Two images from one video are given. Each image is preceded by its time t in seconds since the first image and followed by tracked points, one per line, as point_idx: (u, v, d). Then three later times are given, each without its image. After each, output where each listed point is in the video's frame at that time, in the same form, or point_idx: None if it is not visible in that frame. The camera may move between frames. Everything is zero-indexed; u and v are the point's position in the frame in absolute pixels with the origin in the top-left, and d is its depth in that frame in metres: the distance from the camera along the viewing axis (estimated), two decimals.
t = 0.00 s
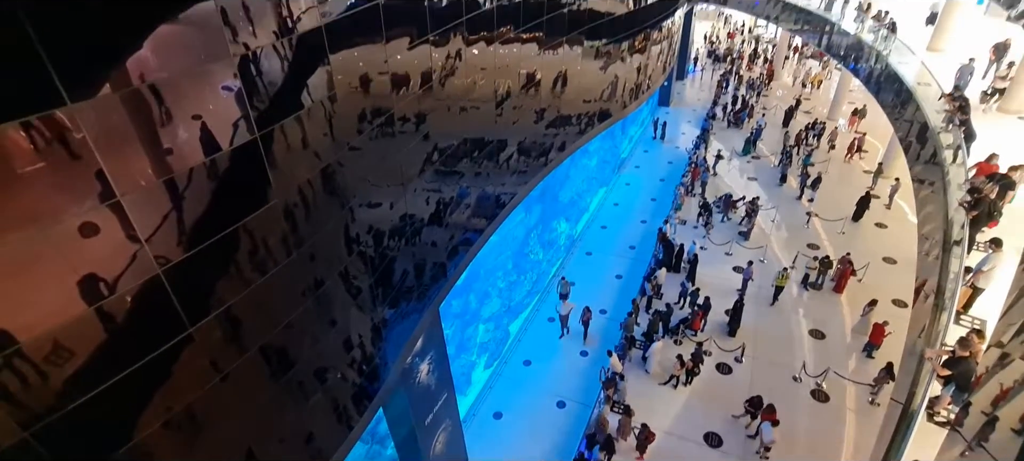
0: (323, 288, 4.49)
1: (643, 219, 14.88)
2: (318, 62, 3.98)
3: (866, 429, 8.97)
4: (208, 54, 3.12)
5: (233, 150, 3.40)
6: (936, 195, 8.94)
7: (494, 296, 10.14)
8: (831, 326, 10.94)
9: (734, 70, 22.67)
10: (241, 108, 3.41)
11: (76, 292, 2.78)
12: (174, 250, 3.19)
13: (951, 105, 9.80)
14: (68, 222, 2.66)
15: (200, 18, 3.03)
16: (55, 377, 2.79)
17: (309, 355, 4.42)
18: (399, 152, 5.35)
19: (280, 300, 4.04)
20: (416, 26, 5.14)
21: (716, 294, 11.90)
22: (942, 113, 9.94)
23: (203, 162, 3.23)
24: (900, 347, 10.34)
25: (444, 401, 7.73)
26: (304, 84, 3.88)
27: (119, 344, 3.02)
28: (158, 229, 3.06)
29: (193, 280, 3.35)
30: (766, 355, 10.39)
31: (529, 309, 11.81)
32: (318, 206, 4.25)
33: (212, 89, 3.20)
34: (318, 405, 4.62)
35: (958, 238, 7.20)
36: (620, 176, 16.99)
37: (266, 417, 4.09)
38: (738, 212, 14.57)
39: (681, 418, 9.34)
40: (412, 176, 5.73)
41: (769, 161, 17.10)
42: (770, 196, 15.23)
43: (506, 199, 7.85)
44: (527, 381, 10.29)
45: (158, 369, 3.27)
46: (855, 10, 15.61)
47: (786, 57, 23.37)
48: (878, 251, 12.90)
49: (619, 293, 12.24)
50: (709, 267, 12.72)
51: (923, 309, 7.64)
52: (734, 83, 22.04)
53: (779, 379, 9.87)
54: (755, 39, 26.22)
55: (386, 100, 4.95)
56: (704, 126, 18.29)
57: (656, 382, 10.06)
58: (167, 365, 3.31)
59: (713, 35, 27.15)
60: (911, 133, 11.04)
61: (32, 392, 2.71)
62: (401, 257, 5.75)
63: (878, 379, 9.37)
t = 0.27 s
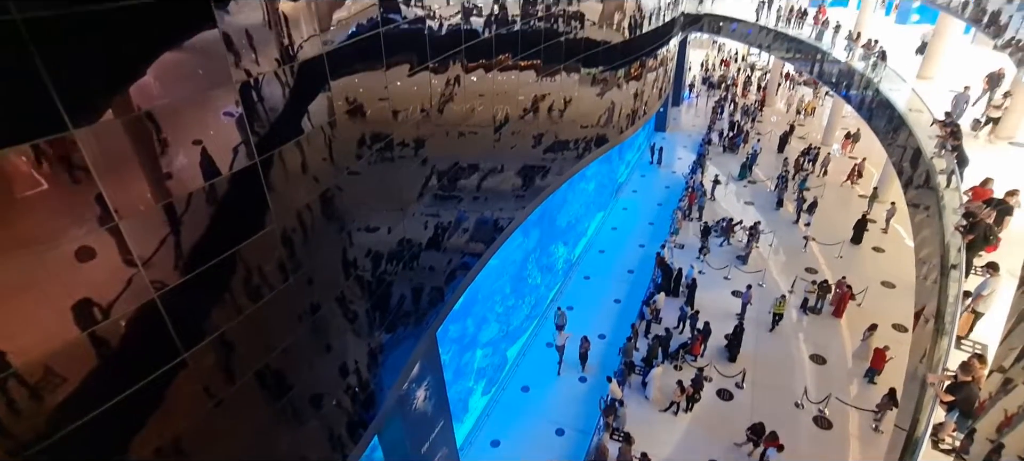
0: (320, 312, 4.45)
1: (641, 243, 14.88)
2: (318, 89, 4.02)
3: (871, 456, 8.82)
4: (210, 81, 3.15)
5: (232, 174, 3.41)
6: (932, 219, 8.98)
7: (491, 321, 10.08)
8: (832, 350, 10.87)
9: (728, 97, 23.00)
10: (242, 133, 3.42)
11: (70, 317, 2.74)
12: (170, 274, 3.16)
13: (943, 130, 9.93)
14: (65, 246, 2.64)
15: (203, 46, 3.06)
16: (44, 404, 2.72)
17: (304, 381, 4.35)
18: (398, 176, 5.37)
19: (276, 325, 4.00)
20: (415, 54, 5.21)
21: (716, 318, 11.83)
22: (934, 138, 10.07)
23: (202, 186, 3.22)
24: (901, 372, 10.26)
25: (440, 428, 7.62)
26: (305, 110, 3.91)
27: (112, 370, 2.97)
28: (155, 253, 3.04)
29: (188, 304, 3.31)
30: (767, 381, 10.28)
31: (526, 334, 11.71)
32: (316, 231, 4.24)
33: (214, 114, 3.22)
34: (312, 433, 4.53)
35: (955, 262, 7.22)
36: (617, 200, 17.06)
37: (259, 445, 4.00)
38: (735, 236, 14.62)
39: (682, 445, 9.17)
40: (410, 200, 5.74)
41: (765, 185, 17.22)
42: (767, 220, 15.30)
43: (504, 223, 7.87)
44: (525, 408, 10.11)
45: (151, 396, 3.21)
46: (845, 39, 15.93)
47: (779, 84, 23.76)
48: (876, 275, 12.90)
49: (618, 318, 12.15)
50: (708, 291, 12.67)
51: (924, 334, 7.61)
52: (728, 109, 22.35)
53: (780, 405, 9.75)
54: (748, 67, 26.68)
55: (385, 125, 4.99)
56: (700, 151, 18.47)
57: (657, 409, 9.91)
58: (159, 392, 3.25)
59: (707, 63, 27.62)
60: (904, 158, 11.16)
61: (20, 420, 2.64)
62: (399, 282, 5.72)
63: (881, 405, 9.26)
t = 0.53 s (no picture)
0: (314, 344, 4.38)
1: (638, 273, 14.85)
2: (318, 121, 4.05)
3: None
4: (212, 113, 3.16)
5: (230, 205, 3.39)
6: (927, 250, 9.03)
7: (487, 353, 9.95)
8: (833, 382, 10.74)
9: (722, 129, 23.36)
10: (240, 164, 3.43)
11: (59, 349, 2.68)
12: (163, 305, 3.11)
13: (934, 162, 10.06)
14: (58, 277, 2.60)
15: (206, 79, 3.09)
16: (28, 440, 2.63)
17: (296, 415, 4.26)
18: (395, 206, 5.37)
19: (269, 357, 3.93)
20: (414, 87, 5.28)
21: (714, 349, 11.72)
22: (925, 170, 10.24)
23: (199, 217, 3.21)
24: (903, 404, 10.12)
25: None
26: (304, 141, 3.93)
27: (99, 404, 2.89)
28: (149, 283, 3.00)
29: (180, 336, 3.25)
30: (768, 414, 10.11)
31: (523, 366, 11.57)
32: (312, 261, 4.21)
33: (213, 146, 3.22)
34: None
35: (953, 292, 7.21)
36: (614, 230, 17.11)
37: None
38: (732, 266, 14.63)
39: None
40: (407, 230, 5.73)
41: (761, 215, 17.33)
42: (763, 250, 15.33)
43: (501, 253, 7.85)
44: (521, 441, 9.82)
45: (139, 432, 3.11)
46: (833, 73, 16.28)
47: (771, 117, 24.19)
48: (874, 306, 12.87)
49: (616, 349, 11.99)
50: (705, 322, 12.60)
51: (925, 365, 7.54)
52: (722, 141, 22.67)
53: (783, 438, 9.57)
54: (740, 100, 27.19)
55: (384, 156, 5.02)
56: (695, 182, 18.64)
57: (657, 443, 9.71)
58: (147, 427, 3.15)
59: (700, 96, 28.14)
60: (897, 190, 11.27)
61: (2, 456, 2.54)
62: (394, 313, 5.65)
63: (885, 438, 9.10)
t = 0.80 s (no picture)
0: (309, 362, 4.34)
1: (635, 289, 14.82)
2: (316, 138, 4.06)
3: None
4: (211, 129, 3.17)
5: (226, 221, 3.38)
6: (923, 265, 9.06)
7: (484, 370, 9.88)
8: (832, 399, 10.67)
9: (717, 145, 23.54)
10: (238, 180, 3.42)
11: (50, 366, 2.64)
12: (157, 322, 3.08)
13: (927, 178, 10.16)
14: (50, 293, 2.57)
15: (206, 96, 3.11)
16: None
17: (289, 434, 4.20)
18: (391, 222, 5.36)
19: (263, 375, 3.88)
20: (412, 104, 5.31)
21: (713, 366, 11.66)
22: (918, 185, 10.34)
23: (195, 233, 3.19)
24: (903, 421, 10.05)
25: None
26: (301, 158, 3.94)
27: (90, 423, 2.84)
28: (144, 299, 2.98)
29: (174, 353, 3.21)
30: (768, 431, 10.02)
31: (520, 383, 11.47)
32: (307, 278, 4.19)
33: (211, 162, 3.22)
34: None
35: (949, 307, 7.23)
36: (611, 246, 17.12)
37: None
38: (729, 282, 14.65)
39: None
40: (404, 246, 5.72)
41: (757, 231, 17.38)
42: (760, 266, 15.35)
43: (497, 270, 7.84)
44: None
45: (130, 451, 3.06)
46: (826, 91, 16.48)
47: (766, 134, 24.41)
48: (872, 321, 12.85)
49: (614, 366, 11.89)
50: (703, 338, 12.55)
51: (924, 381, 7.51)
52: (718, 157, 22.84)
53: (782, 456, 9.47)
54: (735, 117, 27.48)
55: (381, 172, 5.03)
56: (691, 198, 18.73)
57: None
58: (138, 447, 3.10)
59: (695, 113, 28.40)
60: (891, 205, 11.36)
61: None
62: (391, 330, 5.61)
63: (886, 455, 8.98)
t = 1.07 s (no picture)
0: (301, 387, 4.26)
1: (632, 312, 14.77)
2: (313, 162, 4.07)
3: None
4: (208, 153, 3.17)
5: (221, 245, 3.36)
6: (917, 288, 9.08)
7: (479, 396, 9.76)
8: (832, 424, 10.54)
9: (711, 169, 23.77)
10: (234, 204, 3.41)
11: (36, 393, 2.58)
12: (147, 347, 3.03)
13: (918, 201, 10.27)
14: (39, 317, 2.53)
15: (204, 120, 3.12)
16: None
17: None
18: (387, 246, 5.34)
19: (254, 401, 3.81)
20: (409, 128, 5.35)
21: (711, 390, 11.55)
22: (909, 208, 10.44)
23: (189, 257, 3.17)
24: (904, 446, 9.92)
25: None
26: (298, 182, 3.94)
27: (74, 451, 2.77)
28: (135, 324, 2.93)
29: (164, 378, 3.15)
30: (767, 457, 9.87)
31: (516, 409, 11.32)
32: (301, 301, 4.15)
33: (207, 185, 3.21)
34: None
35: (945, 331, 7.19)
36: (607, 269, 17.11)
37: None
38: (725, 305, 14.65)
39: None
40: (400, 270, 5.69)
41: (752, 254, 17.44)
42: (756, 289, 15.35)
43: (493, 293, 7.80)
44: None
45: None
46: (817, 116, 16.72)
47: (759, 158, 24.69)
48: (869, 345, 12.80)
49: (610, 390, 11.76)
50: (700, 362, 12.45)
51: (922, 405, 7.44)
52: (712, 181, 23.04)
53: None
54: (729, 142, 27.82)
55: (378, 196, 5.03)
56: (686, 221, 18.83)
57: None
58: None
59: (688, 138, 28.75)
60: (884, 228, 11.44)
61: None
62: (385, 354, 5.54)
63: None
